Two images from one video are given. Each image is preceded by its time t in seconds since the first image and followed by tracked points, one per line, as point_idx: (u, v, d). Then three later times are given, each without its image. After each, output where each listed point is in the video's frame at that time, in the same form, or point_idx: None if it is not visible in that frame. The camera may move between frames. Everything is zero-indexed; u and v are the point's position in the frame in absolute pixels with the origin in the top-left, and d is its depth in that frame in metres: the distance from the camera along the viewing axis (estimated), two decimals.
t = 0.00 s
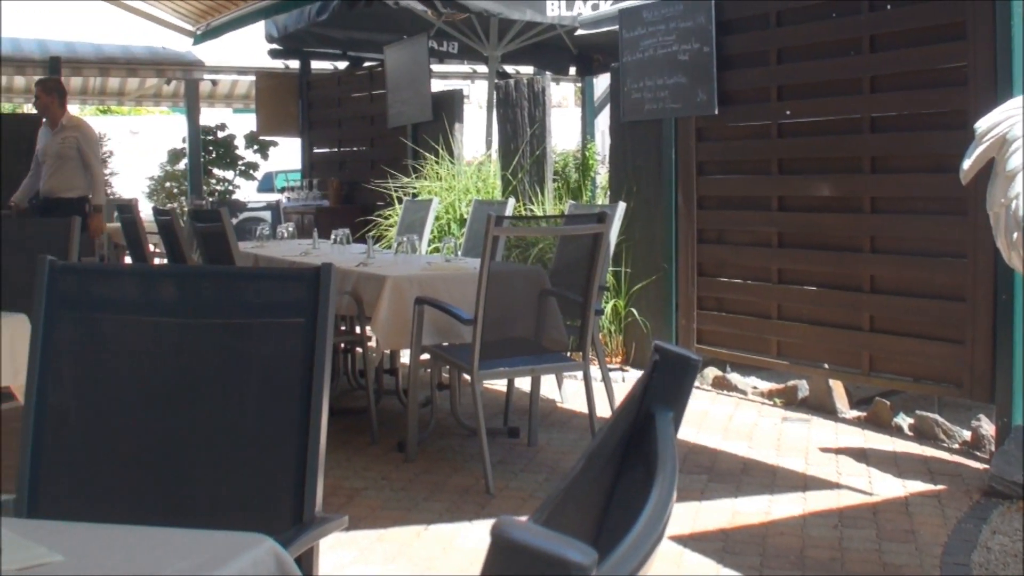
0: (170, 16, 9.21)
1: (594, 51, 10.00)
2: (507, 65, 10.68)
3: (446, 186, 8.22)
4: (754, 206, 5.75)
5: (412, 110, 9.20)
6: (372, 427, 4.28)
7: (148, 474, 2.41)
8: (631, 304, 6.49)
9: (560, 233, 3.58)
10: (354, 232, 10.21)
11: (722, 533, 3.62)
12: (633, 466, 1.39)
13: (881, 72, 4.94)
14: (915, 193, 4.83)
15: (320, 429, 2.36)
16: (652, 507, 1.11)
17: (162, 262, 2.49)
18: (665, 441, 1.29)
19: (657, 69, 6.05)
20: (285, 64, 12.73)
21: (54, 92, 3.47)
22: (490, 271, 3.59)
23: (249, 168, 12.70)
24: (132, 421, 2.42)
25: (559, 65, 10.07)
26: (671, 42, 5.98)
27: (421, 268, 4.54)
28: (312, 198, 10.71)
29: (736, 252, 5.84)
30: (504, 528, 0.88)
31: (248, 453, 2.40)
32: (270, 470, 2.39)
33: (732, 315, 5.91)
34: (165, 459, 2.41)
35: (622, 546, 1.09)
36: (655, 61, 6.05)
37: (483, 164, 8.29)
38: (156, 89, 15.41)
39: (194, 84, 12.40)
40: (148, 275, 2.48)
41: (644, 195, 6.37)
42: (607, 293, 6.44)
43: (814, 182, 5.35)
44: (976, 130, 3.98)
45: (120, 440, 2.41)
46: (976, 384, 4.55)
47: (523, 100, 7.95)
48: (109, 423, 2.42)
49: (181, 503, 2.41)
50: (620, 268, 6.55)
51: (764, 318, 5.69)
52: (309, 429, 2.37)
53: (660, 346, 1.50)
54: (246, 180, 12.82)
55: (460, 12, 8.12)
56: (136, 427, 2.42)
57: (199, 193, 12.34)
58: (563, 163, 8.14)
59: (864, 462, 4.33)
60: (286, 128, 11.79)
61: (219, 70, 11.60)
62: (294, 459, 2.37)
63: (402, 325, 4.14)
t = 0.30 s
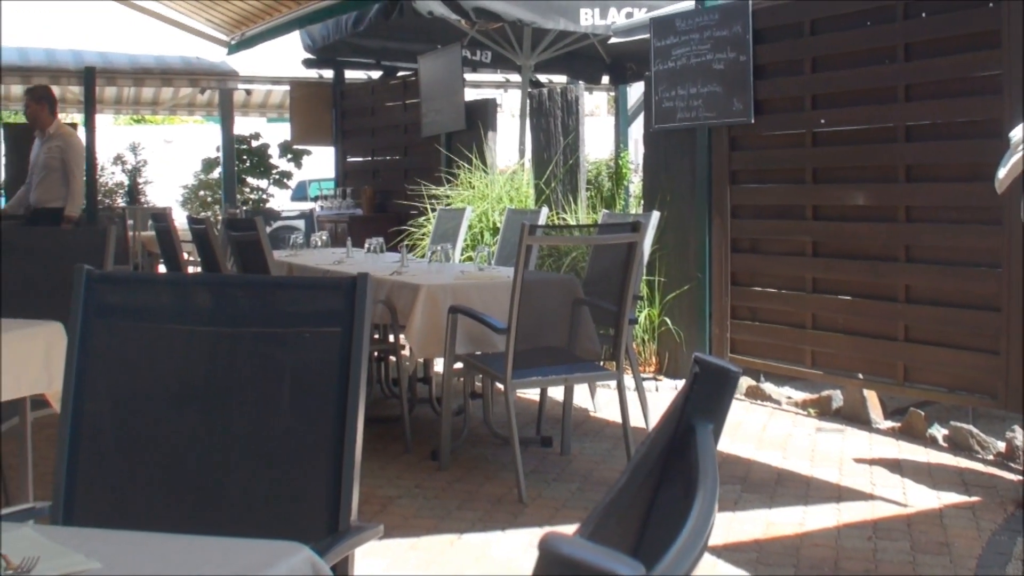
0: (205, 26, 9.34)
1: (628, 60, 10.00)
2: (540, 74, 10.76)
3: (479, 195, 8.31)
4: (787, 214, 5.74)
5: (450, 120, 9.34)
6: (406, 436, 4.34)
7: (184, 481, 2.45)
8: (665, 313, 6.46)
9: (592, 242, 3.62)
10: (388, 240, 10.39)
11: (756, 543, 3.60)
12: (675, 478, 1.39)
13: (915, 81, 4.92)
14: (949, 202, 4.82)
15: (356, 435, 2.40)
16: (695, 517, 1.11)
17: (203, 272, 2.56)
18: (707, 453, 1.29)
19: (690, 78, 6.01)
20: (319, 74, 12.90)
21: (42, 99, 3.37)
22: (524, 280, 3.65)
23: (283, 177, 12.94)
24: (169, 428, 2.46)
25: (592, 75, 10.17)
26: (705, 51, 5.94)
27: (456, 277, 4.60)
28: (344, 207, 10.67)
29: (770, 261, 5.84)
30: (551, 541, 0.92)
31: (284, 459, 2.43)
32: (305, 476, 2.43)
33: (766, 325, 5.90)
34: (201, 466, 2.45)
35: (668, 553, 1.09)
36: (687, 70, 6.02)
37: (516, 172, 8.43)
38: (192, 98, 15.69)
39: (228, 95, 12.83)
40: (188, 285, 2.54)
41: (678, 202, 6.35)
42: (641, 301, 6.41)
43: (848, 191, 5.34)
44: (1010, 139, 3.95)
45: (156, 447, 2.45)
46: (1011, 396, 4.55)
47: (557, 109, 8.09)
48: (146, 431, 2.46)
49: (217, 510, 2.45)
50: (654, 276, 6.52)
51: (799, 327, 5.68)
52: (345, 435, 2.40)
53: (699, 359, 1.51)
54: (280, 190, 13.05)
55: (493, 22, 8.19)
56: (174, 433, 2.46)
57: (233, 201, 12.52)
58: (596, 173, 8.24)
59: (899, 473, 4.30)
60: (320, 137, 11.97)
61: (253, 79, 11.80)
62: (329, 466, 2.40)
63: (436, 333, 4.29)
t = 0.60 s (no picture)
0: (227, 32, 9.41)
1: (649, 65, 10.28)
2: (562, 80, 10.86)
3: (501, 200, 8.35)
4: (812, 219, 5.71)
5: (473, 123, 9.46)
6: (428, 441, 4.35)
7: (207, 484, 2.46)
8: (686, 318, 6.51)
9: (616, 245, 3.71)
10: (409, 245, 10.47)
11: (779, 549, 3.59)
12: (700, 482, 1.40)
13: (938, 85, 4.91)
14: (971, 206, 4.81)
15: (379, 440, 2.40)
16: (725, 527, 1.11)
17: (225, 276, 2.57)
18: (734, 460, 1.30)
19: (712, 83, 6.02)
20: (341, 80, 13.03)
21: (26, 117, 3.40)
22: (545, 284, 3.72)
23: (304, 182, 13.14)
24: (195, 432, 2.47)
25: (612, 80, 10.42)
26: (727, 56, 5.94)
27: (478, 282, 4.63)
28: (366, 212, 11.07)
29: (793, 266, 5.81)
30: (587, 542, 0.93)
31: (307, 464, 2.44)
32: (330, 482, 2.43)
33: (789, 331, 5.87)
34: (226, 470, 2.46)
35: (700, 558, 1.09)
36: (710, 75, 6.03)
37: (538, 178, 8.44)
38: (214, 102, 15.90)
39: (251, 101, 13.01)
40: (211, 290, 2.56)
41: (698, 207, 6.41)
42: (662, 307, 6.48)
43: (871, 196, 5.32)
44: None
45: (181, 451, 2.47)
46: None
47: (579, 114, 8.29)
48: (172, 434, 2.48)
49: (239, 514, 2.45)
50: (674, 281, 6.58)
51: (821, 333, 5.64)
52: (369, 440, 2.41)
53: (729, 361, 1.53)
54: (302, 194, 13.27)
55: (514, 27, 8.25)
56: (199, 437, 2.48)
57: (254, 205, 12.78)
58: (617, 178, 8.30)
59: (921, 479, 4.28)
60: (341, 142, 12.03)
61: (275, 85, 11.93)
62: (354, 471, 2.40)
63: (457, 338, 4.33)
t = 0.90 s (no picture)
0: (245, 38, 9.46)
1: (666, 71, 10.26)
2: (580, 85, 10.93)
3: (519, 206, 8.49)
4: (829, 226, 5.54)
5: (490, 128, 9.53)
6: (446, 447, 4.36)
7: (228, 489, 2.47)
8: (704, 324, 6.81)
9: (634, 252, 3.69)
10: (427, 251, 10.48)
11: (798, 557, 3.58)
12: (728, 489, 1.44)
13: (957, 90, 4.72)
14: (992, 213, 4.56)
15: (400, 445, 2.41)
16: (756, 527, 1.15)
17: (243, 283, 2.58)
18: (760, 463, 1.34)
19: (731, 90, 6.06)
20: (359, 85, 13.12)
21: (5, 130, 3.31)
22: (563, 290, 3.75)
23: (321, 187, 13.17)
24: (216, 437, 2.48)
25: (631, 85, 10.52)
26: (745, 62, 5.94)
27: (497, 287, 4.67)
28: (382, 217, 10.94)
29: (810, 273, 5.67)
30: (624, 553, 0.98)
31: (327, 468, 2.44)
32: (350, 488, 2.43)
33: (806, 337, 5.73)
34: (246, 474, 2.47)
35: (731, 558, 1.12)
36: (728, 81, 6.05)
37: (556, 184, 8.52)
38: (232, 107, 16.01)
39: (269, 106, 13.11)
40: (228, 296, 2.56)
41: (719, 213, 6.64)
42: (681, 313, 6.77)
43: (889, 203, 5.12)
44: None
45: (202, 455, 2.48)
46: None
47: (597, 120, 8.19)
48: (192, 439, 2.49)
49: (258, 518, 2.46)
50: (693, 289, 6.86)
51: (840, 340, 5.47)
52: (389, 445, 2.41)
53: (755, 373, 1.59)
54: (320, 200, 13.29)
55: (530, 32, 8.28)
56: (219, 444, 2.48)
57: (272, 210, 12.83)
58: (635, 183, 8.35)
59: (939, 488, 4.26)
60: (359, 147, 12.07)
61: (292, 90, 12.00)
62: (375, 477, 2.41)
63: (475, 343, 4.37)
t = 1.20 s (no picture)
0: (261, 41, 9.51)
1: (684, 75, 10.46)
2: (596, 89, 10.97)
3: (535, 210, 8.61)
4: (850, 231, 5.45)
5: (506, 133, 9.56)
6: (461, 450, 4.38)
7: (244, 491, 2.47)
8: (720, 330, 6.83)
9: (648, 256, 3.76)
10: (442, 255, 10.50)
11: (812, 563, 3.58)
12: (749, 495, 1.52)
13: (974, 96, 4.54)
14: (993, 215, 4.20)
15: (416, 449, 2.40)
16: (777, 535, 1.22)
17: (265, 286, 2.58)
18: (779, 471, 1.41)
19: (746, 94, 6.17)
20: (374, 89, 13.16)
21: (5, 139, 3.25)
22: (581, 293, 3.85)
23: (337, 190, 13.26)
24: (232, 441, 2.48)
25: (648, 89, 10.57)
26: (761, 67, 6.03)
27: (512, 290, 4.71)
28: (398, 219, 10.87)
29: (828, 278, 5.61)
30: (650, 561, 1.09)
31: (344, 471, 2.44)
32: (367, 493, 2.43)
33: (821, 343, 5.68)
34: (262, 476, 2.47)
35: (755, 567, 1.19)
36: (744, 86, 6.19)
37: (571, 187, 8.65)
38: (249, 110, 16.11)
39: (286, 110, 13.20)
40: (246, 299, 2.57)
41: (734, 219, 6.67)
42: (696, 319, 6.81)
43: (907, 209, 4.93)
44: None
45: (219, 457, 2.48)
46: None
47: (613, 124, 8.12)
48: (208, 441, 2.49)
49: (273, 521, 2.46)
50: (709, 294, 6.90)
51: (855, 346, 5.36)
52: (406, 448, 2.41)
53: (776, 374, 1.64)
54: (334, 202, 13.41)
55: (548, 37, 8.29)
56: (235, 447, 2.48)
57: (287, 213, 12.88)
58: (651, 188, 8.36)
59: (953, 495, 4.24)
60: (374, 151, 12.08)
61: (309, 94, 12.08)
62: (391, 482, 2.40)
63: (491, 347, 4.41)
